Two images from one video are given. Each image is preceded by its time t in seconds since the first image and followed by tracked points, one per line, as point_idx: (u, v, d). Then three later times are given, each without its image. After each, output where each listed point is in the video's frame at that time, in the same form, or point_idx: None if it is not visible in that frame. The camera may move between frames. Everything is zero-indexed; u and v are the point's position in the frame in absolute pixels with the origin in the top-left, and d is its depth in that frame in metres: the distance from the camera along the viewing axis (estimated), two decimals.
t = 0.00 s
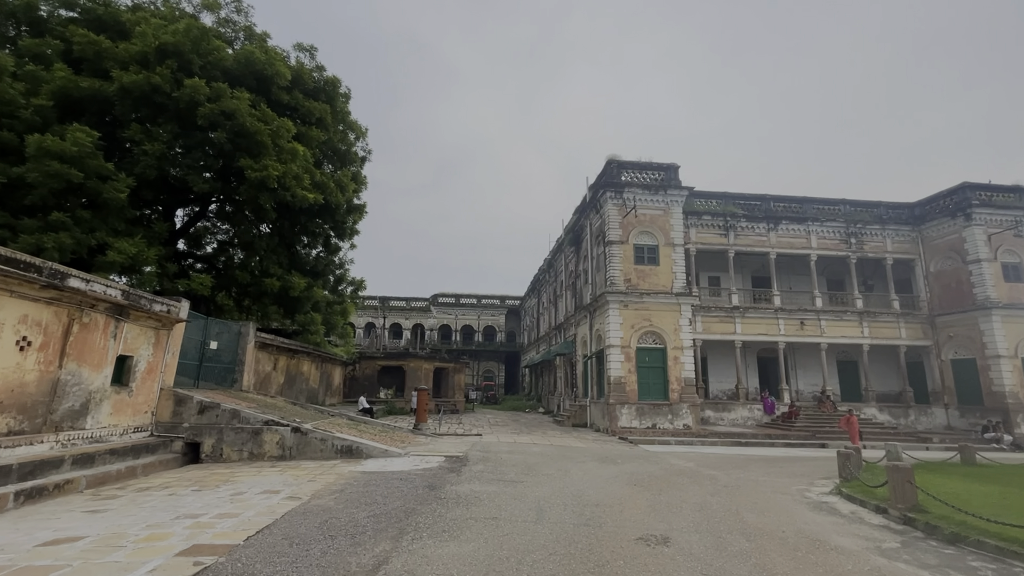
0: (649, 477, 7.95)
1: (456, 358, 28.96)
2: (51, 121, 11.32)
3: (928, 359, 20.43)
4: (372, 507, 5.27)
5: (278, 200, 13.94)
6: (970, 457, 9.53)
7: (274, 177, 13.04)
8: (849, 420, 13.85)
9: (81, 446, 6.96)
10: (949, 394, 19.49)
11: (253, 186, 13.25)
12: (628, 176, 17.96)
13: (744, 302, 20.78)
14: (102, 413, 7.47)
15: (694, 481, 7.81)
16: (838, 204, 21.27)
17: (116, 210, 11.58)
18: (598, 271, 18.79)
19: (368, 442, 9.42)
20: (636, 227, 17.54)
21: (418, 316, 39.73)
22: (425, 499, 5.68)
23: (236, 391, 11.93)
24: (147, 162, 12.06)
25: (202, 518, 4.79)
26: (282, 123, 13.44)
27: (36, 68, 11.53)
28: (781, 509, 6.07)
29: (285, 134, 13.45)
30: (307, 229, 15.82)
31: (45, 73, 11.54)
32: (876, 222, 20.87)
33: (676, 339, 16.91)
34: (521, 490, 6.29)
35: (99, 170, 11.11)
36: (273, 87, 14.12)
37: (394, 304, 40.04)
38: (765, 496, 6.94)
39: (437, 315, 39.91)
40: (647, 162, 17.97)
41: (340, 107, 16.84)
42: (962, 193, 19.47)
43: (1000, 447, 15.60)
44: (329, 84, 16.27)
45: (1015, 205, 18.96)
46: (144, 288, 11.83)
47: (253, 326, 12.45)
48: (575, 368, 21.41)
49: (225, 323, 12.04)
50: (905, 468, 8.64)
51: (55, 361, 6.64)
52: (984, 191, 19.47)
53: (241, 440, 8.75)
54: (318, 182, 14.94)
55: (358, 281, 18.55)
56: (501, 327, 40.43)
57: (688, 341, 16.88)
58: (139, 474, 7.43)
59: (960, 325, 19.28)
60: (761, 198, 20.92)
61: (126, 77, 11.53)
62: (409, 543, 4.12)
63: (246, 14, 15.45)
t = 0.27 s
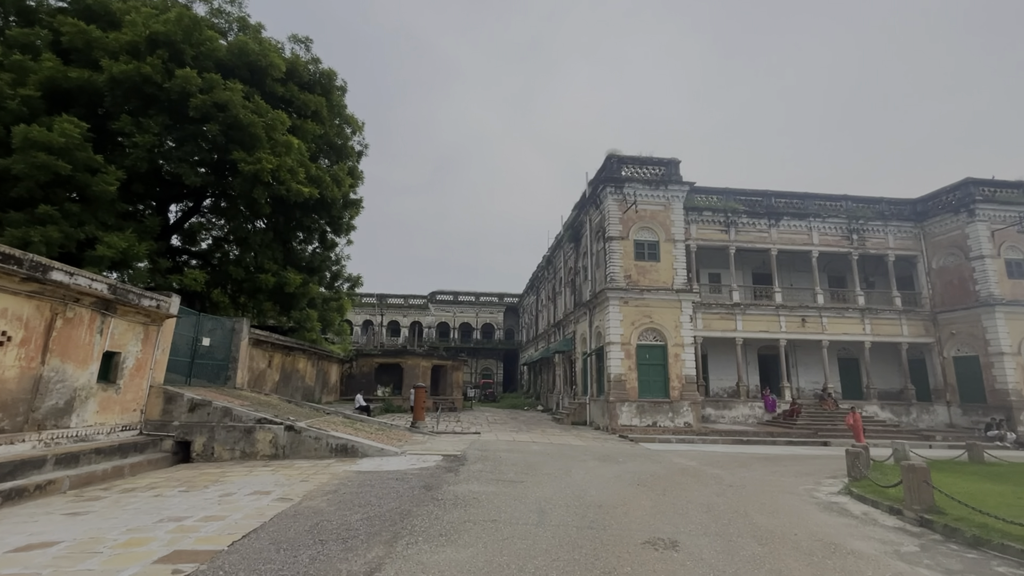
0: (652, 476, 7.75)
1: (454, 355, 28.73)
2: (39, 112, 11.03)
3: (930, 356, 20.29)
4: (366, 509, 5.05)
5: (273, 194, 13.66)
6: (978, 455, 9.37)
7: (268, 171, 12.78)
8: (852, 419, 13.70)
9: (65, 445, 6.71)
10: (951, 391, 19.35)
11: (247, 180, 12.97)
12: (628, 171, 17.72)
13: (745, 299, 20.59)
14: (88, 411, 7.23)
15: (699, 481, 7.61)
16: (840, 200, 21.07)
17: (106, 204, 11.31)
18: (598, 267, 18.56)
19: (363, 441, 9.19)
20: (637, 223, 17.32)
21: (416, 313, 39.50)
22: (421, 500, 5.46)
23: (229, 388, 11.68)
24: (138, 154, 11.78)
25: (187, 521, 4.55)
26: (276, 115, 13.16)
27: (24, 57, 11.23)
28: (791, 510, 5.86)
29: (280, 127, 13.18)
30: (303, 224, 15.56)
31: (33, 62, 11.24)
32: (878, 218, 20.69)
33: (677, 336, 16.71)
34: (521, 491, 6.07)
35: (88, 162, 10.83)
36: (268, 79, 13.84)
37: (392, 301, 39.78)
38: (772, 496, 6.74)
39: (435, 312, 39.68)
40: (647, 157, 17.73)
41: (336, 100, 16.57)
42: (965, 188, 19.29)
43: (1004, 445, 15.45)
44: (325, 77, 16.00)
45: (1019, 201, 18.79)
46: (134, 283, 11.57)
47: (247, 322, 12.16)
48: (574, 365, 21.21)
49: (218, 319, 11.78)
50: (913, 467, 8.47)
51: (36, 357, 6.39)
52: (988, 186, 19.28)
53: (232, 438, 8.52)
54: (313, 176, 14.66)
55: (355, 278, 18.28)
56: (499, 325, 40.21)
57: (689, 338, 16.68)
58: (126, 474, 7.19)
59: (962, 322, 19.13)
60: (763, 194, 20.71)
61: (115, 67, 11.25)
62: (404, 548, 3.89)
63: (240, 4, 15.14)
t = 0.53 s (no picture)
0: (656, 476, 7.56)
1: (454, 352, 28.53)
2: (28, 105, 10.79)
3: (934, 353, 20.10)
4: (362, 512, 4.86)
5: (269, 189, 13.45)
6: (987, 453, 9.20)
7: (263, 165, 12.55)
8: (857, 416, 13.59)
9: (52, 445, 6.52)
10: (955, 387, 19.17)
11: (242, 174, 12.75)
12: (629, 165, 17.49)
13: (748, 294, 20.39)
14: (77, 410, 7.03)
15: (704, 480, 7.42)
16: (843, 194, 20.84)
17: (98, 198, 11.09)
18: (599, 263, 18.35)
19: (360, 439, 9.00)
20: (638, 218, 17.10)
21: (416, 310, 39.31)
22: (419, 502, 5.27)
23: (224, 386, 11.49)
24: (130, 148, 11.54)
25: (174, 526, 4.36)
26: (271, 109, 12.92)
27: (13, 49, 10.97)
28: (801, 511, 5.66)
29: (275, 120, 12.95)
30: (300, 220, 15.34)
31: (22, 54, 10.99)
32: (882, 213, 20.47)
33: (679, 333, 16.52)
34: (522, 491, 5.89)
35: (79, 156, 10.61)
36: (263, 71, 13.60)
37: (391, 298, 39.56)
38: (780, 496, 6.55)
39: (435, 309, 39.49)
40: (649, 151, 17.49)
41: (333, 93, 16.33)
42: (971, 182, 19.05)
43: (1011, 442, 15.28)
44: (321, 70, 15.77)
45: None
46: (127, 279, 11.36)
47: (242, 319, 11.95)
48: (574, 362, 21.04)
49: (213, 316, 11.58)
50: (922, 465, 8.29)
51: (22, 355, 6.20)
52: (994, 180, 19.04)
53: (226, 438, 8.33)
54: (310, 171, 14.43)
55: (353, 274, 18.07)
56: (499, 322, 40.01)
57: (692, 335, 16.49)
58: (116, 474, 7.00)
59: (967, 317, 18.93)
60: (766, 188, 20.47)
61: (106, 59, 11.00)
62: (399, 555, 3.70)
63: None
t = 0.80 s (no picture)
0: (662, 473, 7.34)
1: (455, 348, 28.31)
2: (19, 97, 10.57)
3: (942, 346, 19.80)
4: (355, 512, 4.64)
5: (266, 182, 13.21)
6: (1001, 448, 8.96)
7: (259, 157, 12.32)
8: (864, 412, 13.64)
9: (39, 443, 6.32)
10: (964, 382, 18.88)
11: (237, 167, 12.52)
12: (632, 157, 17.20)
13: (752, 288, 20.11)
14: (66, 407, 6.83)
15: (712, 477, 7.20)
16: (849, 186, 20.51)
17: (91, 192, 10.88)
18: (601, 257, 18.10)
19: (358, 436, 8.80)
20: (641, 210, 16.83)
21: (417, 306, 39.13)
22: (415, 501, 5.05)
23: (221, 383, 11.30)
24: (124, 140, 11.32)
25: (157, 528, 4.15)
26: (267, 100, 12.67)
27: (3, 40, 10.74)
28: (814, 510, 5.43)
29: (271, 112, 12.71)
30: (298, 214, 15.12)
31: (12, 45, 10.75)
32: (890, 205, 20.14)
33: (683, 327, 16.27)
34: (524, 490, 5.66)
35: (71, 148, 10.40)
36: (258, 62, 13.35)
37: (392, 295, 39.38)
38: (791, 493, 6.32)
39: (436, 305, 39.30)
40: (652, 143, 17.19)
41: (331, 85, 16.07)
42: (980, 173, 18.71)
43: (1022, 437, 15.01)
44: (319, 61, 15.52)
45: None
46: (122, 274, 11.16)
47: (239, 314, 11.72)
48: (577, 358, 20.82)
49: (209, 311, 11.38)
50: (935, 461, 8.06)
51: (7, 350, 6.00)
52: (1004, 171, 18.69)
53: (221, 435, 8.14)
54: (307, 164, 14.19)
55: (353, 269, 17.84)
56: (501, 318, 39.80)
57: (696, 329, 16.23)
58: (107, 473, 6.80)
59: (977, 311, 18.62)
60: (771, 181, 20.16)
61: (98, 49, 10.77)
62: (393, 559, 3.48)
63: None
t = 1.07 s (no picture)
0: (671, 472, 7.10)
1: (458, 344, 28.10)
2: (11, 89, 10.36)
3: (953, 341, 19.46)
4: (351, 516, 4.42)
5: (264, 176, 12.98)
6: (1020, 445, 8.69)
7: (257, 150, 12.09)
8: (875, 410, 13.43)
9: (28, 443, 6.13)
10: (976, 376, 18.54)
11: (235, 161, 12.29)
12: (637, 149, 16.88)
13: (760, 282, 19.80)
14: (57, 406, 6.65)
15: (722, 476, 6.96)
16: (859, 177, 20.12)
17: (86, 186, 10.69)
18: (606, 251, 17.82)
19: (358, 434, 8.59)
20: (646, 203, 16.52)
21: (420, 302, 38.96)
22: (414, 504, 4.83)
23: (220, 380, 11.12)
24: (119, 134, 11.11)
25: (142, 534, 3.94)
26: (265, 92, 12.42)
27: None
28: (832, 512, 5.18)
29: (269, 104, 12.47)
30: (298, 209, 14.91)
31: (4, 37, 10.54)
32: (900, 197, 19.76)
33: (689, 322, 15.99)
34: (528, 491, 5.44)
35: (64, 141, 10.19)
36: (256, 54, 13.10)
37: (396, 291, 39.22)
38: (807, 494, 6.07)
39: (439, 301, 39.12)
40: (658, 134, 16.85)
41: (330, 77, 15.81)
42: (993, 164, 18.30)
43: None
44: (318, 53, 15.27)
45: None
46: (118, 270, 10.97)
47: (238, 311, 11.56)
48: (581, 353, 20.59)
49: (207, 307, 11.19)
50: (954, 459, 7.80)
51: None
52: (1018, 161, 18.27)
53: (218, 433, 7.94)
54: (306, 157, 13.95)
55: (354, 265, 17.63)
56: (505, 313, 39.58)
57: (703, 324, 15.95)
58: (99, 473, 6.61)
59: (989, 304, 18.26)
60: (779, 172, 19.80)
61: (91, 41, 10.55)
62: (388, 569, 3.26)
63: None
